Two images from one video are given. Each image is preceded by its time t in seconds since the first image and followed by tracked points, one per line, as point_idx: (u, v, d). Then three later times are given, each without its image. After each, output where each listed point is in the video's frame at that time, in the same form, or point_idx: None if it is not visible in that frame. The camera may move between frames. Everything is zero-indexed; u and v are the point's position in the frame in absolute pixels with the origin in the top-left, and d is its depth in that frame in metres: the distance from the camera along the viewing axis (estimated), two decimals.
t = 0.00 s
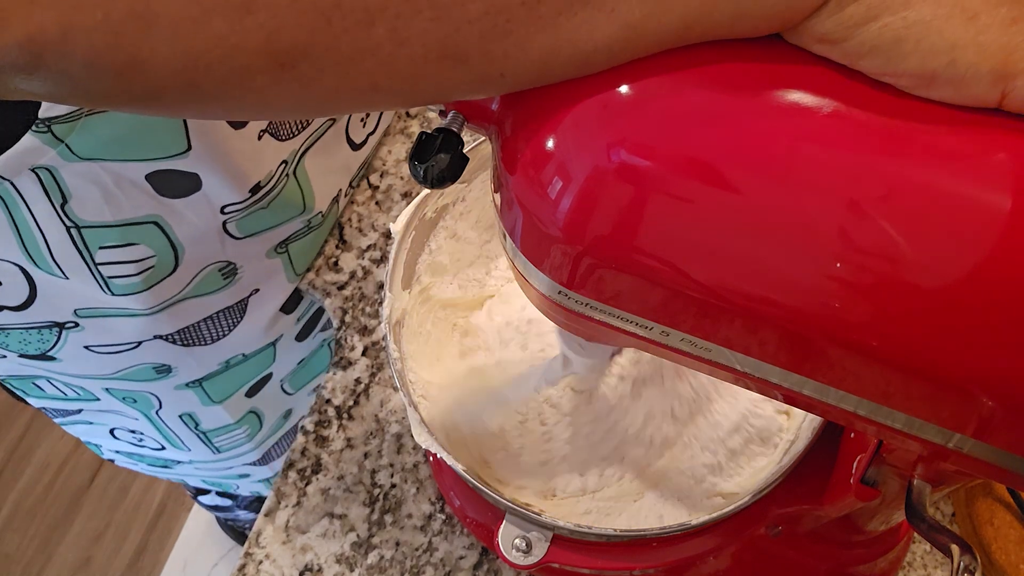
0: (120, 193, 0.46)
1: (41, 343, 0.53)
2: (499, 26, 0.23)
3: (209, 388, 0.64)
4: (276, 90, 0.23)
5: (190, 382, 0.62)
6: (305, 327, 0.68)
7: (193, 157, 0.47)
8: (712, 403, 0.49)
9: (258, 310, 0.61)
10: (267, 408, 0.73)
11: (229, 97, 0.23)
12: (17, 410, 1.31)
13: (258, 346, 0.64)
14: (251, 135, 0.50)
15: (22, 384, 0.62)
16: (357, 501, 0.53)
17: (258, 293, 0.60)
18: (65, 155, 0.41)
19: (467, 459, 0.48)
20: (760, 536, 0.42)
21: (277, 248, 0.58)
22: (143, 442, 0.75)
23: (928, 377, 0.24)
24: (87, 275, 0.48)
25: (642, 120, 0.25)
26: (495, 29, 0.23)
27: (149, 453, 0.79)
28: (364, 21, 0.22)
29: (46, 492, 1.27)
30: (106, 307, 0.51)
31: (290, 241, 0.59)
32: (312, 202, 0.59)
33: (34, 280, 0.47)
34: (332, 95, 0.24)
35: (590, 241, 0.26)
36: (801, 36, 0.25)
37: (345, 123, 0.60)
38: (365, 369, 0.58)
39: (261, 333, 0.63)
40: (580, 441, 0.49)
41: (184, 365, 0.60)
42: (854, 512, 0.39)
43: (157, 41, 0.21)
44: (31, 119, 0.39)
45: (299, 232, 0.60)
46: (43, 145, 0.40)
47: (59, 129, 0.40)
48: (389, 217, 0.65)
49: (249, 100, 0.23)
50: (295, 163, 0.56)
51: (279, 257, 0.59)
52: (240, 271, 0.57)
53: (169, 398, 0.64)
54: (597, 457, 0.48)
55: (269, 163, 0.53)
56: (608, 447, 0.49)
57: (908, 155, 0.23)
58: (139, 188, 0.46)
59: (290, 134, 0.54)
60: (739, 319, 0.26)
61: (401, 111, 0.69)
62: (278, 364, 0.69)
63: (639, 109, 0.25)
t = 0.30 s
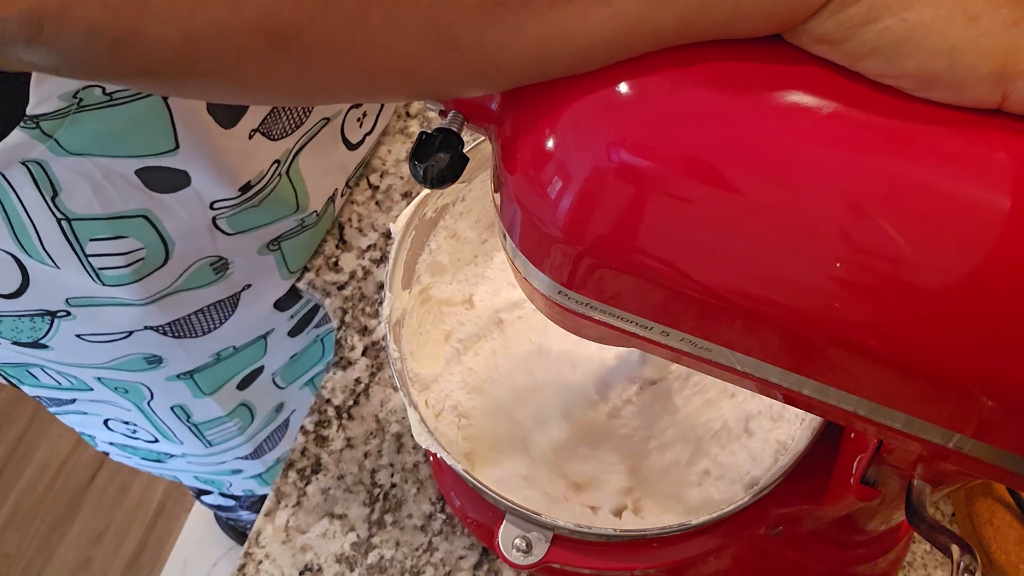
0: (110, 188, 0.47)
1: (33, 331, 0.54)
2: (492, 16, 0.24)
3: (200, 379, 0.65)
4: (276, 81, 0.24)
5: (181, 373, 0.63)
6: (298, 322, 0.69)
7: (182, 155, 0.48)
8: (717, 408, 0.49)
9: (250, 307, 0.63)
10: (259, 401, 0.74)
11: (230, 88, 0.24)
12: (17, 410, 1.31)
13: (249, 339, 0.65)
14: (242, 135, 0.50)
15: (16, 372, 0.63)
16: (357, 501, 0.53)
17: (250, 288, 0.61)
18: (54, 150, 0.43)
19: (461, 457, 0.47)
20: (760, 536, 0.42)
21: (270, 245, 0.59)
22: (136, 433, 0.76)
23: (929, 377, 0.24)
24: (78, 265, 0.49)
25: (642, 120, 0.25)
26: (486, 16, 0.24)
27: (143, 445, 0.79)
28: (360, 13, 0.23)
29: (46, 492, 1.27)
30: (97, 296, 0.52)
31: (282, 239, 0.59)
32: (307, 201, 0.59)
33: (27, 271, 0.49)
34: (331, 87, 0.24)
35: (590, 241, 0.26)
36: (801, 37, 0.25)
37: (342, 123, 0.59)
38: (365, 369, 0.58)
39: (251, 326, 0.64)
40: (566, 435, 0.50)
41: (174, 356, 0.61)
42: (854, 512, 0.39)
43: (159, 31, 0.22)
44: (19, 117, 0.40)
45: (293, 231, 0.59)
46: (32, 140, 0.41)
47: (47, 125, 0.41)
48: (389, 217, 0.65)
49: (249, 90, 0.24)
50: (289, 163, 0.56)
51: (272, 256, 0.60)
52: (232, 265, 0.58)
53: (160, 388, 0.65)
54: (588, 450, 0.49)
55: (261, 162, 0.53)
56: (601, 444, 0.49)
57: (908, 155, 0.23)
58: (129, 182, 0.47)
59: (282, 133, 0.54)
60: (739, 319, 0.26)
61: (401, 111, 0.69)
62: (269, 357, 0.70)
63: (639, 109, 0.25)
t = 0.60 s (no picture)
0: (100, 181, 0.46)
1: (25, 323, 0.55)
2: None
3: (192, 374, 0.65)
4: (273, 71, 0.24)
5: (173, 368, 0.64)
6: (290, 317, 0.69)
7: (171, 147, 0.47)
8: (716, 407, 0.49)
9: (241, 300, 0.63)
10: (250, 396, 0.74)
11: (229, 76, 0.24)
12: (17, 410, 1.31)
13: (240, 333, 0.66)
14: (232, 130, 0.50)
15: (8, 367, 0.63)
16: (357, 501, 0.53)
17: (240, 281, 0.61)
18: (43, 143, 0.43)
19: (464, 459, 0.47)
20: (760, 536, 0.42)
21: (259, 239, 0.58)
22: (129, 431, 0.76)
23: (929, 378, 0.24)
24: (68, 256, 0.49)
25: (642, 120, 0.25)
26: None
27: (134, 444, 0.80)
28: None
29: (46, 492, 1.27)
30: (88, 287, 0.53)
31: (273, 233, 0.59)
32: (299, 198, 0.58)
33: (18, 262, 0.49)
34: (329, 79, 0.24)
35: (590, 240, 0.26)
36: (799, 34, 0.25)
37: (340, 121, 0.59)
38: (365, 369, 0.58)
39: (243, 321, 0.65)
40: (558, 429, 0.49)
41: (166, 350, 0.61)
42: (854, 513, 0.39)
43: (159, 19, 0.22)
44: (8, 110, 0.40)
45: (284, 225, 0.59)
46: (20, 133, 0.41)
47: (35, 118, 0.41)
48: (389, 217, 0.64)
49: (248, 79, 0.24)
50: (282, 159, 0.55)
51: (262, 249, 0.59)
52: (222, 259, 0.58)
53: (152, 382, 0.65)
54: (583, 448, 0.49)
55: (251, 158, 0.52)
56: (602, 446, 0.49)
57: (908, 154, 0.23)
58: (119, 174, 0.47)
59: (275, 129, 0.53)
60: (738, 319, 0.26)
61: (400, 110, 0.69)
62: (260, 352, 0.70)
63: (639, 108, 0.25)
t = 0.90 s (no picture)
0: (107, 172, 0.46)
1: (36, 321, 0.55)
2: None
3: (202, 370, 0.66)
4: (275, 69, 0.24)
5: (184, 363, 0.64)
6: (294, 309, 0.70)
7: (178, 137, 0.47)
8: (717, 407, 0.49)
9: (247, 293, 0.63)
10: (257, 392, 0.74)
11: (233, 75, 0.24)
12: (19, 410, 1.31)
13: (248, 327, 0.66)
14: (238, 121, 0.50)
15: (20, 366, 0.64)
16: (357, 501, 0.53)
17: (247, 274, 0.62)
18: (52, 137, 0.42)
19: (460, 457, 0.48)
20: (760, 537, 0.42)
21: (265, 230, 0.59)
22: (139, 430, 0.76)
23: (929, 378, 0.24)
24: (77, 251, 0.49)
25: (642, 120, 0.25)
26: None
27: (145, 443, 0.80)
28: None
29: (47, 492, 1.27)
30: (98, 282, 0.52)
31: (279, 225, 0.60)
32: (304, 187, 0.59)
33: (28, 257, 0.49)
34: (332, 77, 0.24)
35: (590, 240, 0.26)
36: (798, 32, 0.25)
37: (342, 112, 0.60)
38: (365, 369, 0.58)
39: (246, 314, 0.65)
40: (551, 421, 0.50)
41: (175, 345, 0.62)
42: (854, 513, 0.39)
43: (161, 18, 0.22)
44: (16, 105, 0.40)
45: (290, 217, 0.60)
46: (30, 128, 0.41)
47: (44, 113, 0.41)
48: (389, 217, 0.64)
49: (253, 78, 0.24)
50: (286, 150, 0.56)
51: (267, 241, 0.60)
52: (229, 250, 0.58)
53: (163, 379, 0.65)
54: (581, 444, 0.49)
55: (257, 149, 0.53)
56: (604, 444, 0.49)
57: (908, 154, 0.23)
58: (126, 166, 0.47)
59: (280, 120, 0.54)
60: (738, 319, 0.26)
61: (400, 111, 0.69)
62: (266, 345, 0.70)
63: (639, 108, 0.25)
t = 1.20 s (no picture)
0: (121, 163, 0.46)
1: (53, 319, 0.55)
2: None
3: (217, 364, 0.66)
4: (275, 75, 0.24)
5: (199, 358, 0.64)
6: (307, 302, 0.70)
7: (190, 125, 0.47)
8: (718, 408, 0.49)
9: (260, 285, 0.63)
10: (273, 386, 0.74)
11: (233, 78, 0.24)
12: (20, 410, 1.31)
13: (263, 319, 0.66)
14: (251, 111, 0.50)
15: (36, 367, 0.64)
16: (357, 501, 0.53)
17: (262, 266, 0.62)
18: (66, 131, 0.42)
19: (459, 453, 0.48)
20: (760, 537, 0.42)
21: (278, 220, 0.59)
22: (156, 429, 0.77)
23: (929, 377, 0.24)
24: (93, 245, 0.49)
25: (642, 120, 0.25)
26: None
27: (162, 441, 0.80)
28: None
29: (48, 492, 1.27)
30: (114, 276, 0.53)
31: (291, 214, 0.60)
32: (316, 176, 0.59)
33: (44, 253, 0.49)
34: (334, 79, 0.24)
35: (590, 240, 0.26)
36: (799, 33, 0.25)
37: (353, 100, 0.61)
38: (365, 369, 0.58)
39: (262, 307, 0.65)
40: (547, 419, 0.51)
41: (191, 339, 0.62)
42: (854, 513, 0.39)
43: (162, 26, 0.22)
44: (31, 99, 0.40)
45: (301, 207, 0.60)
46: (45, 121, 0.41)
47: (58, 107, 0.41)
48: (389, 217, 0.64)
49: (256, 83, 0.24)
50: (297, 138, 0.56)
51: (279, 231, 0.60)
52: (243, 240, 0.58)
53: (178, 374, 0.65)
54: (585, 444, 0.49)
55: (268, 138, 0.53)
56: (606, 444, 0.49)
57: (908, 154, 0.23)
58: (139, 157, 0.46)
59: (292, 109, 0.54)
60: (737, 319, 0.26)
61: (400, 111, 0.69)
62: (280, 338, 0.70)
63: (640, 107, 0.25)
